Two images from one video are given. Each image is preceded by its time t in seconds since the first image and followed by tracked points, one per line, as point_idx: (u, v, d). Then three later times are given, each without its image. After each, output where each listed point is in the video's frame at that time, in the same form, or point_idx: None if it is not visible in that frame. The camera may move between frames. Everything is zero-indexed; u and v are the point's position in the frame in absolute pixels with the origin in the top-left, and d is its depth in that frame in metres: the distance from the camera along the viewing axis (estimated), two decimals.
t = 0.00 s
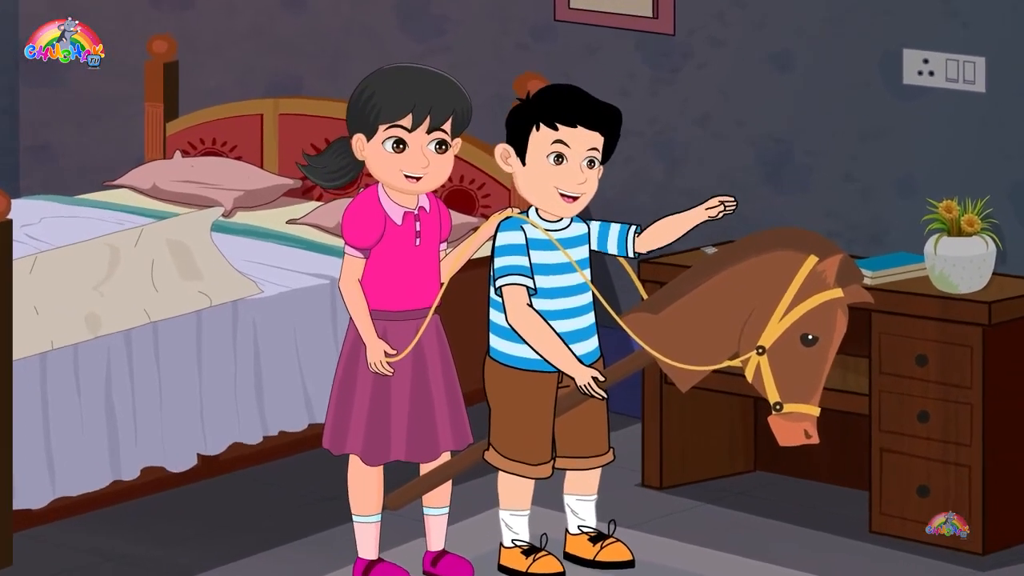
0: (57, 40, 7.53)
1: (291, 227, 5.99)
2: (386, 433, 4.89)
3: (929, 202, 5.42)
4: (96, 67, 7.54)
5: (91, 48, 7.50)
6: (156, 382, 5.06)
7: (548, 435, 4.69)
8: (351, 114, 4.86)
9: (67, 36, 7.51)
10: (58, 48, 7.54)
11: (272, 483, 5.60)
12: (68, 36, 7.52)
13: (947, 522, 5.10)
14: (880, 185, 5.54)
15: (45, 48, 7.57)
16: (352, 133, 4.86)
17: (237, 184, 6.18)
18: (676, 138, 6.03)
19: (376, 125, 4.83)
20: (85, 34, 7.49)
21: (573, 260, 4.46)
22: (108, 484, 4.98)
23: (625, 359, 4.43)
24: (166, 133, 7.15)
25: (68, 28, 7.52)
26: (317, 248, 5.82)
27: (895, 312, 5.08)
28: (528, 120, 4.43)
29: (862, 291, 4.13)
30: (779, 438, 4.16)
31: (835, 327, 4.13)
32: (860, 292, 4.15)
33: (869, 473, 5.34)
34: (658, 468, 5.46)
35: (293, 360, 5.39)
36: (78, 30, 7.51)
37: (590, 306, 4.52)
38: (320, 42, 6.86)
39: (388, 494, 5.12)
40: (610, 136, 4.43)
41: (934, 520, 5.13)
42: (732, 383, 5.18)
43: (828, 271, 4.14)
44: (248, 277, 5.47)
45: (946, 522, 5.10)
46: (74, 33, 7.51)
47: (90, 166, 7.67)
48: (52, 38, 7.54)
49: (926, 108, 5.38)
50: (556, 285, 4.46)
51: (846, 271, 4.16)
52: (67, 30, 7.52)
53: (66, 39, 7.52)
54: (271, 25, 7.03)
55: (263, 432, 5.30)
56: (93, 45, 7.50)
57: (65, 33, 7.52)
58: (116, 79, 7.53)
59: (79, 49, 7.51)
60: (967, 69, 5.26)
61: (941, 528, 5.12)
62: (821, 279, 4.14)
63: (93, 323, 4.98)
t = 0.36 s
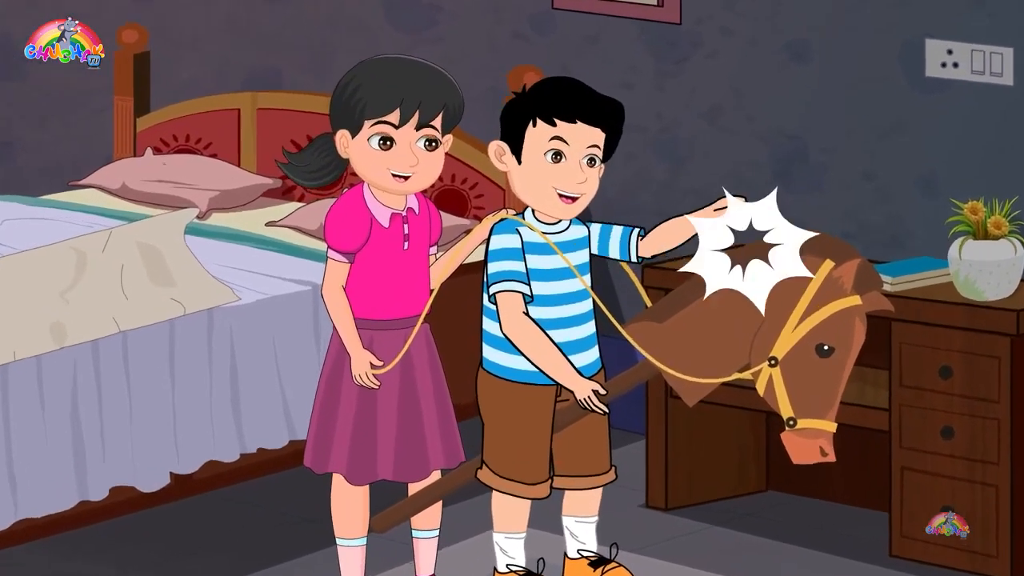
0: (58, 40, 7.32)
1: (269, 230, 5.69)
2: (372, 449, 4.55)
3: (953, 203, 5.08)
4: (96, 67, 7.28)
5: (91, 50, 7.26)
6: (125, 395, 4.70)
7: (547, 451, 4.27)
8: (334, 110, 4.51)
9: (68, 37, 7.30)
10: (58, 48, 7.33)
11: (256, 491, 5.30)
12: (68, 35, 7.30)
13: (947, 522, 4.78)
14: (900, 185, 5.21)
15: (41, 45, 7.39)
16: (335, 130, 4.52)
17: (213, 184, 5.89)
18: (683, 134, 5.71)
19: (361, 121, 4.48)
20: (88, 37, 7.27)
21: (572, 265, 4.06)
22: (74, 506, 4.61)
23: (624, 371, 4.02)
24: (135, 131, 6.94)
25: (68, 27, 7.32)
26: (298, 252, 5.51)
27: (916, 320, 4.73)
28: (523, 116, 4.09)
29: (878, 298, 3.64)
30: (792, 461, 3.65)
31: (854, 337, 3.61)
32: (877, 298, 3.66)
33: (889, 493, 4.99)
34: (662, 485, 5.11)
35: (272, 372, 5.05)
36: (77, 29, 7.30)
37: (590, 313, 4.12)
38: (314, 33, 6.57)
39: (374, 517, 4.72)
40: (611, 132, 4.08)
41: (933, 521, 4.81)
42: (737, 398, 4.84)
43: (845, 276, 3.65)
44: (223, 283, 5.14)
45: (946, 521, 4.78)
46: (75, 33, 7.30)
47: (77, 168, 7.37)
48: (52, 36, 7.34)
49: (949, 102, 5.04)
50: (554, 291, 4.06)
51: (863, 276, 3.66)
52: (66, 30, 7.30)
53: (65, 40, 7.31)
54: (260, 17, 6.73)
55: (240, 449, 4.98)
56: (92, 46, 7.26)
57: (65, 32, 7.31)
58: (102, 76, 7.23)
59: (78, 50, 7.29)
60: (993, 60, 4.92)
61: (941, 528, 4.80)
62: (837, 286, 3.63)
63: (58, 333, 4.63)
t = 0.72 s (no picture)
0: (59, 40, 6.76)
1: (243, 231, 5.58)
2: (355, 471, 4.16)
3: (980, 204, 4.72)
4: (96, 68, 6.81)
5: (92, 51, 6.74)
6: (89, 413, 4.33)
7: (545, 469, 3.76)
8: (309, 105, 4.08)
9: (69, 37, 6.73)
10: (59, 48, 6.77)
11: (236, 512, 4.97)
12: (68, 34, 6.73)
13: (947, 523, 4.44)
14: (922, 185, 4.87)
15: (41, 45, 6.83)
16: (314, 130, 4.09)
17: (184, 183, 5.83)
18: (692, 130, 5.41)
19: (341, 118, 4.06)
20: (88, 38, 6.73)
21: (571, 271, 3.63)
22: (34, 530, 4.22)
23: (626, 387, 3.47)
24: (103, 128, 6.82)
25: (70, 25, 6.74)
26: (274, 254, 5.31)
27: (945, 331, 4.36)
28: (506, 113, 3.67)
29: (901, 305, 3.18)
30: (809, 483, 3.23)
31: (875, 350, 3.17)
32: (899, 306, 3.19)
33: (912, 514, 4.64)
34: (669, 506, 4.77)
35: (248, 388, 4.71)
36: (79, 29, 6.73)
37: (590, 323, 3.69)
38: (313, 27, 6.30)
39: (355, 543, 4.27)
40: (602, 119, 3.67)
41: (933, 520, 4.46)
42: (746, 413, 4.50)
43: (866, 284, 3.17)
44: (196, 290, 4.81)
45: (948, 521, 4.44)
46: (76, 33, 6.73)
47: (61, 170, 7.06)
48: (52, 36, 6.78)
49: (975, 96, 4.69)
50: (552, 299, 3.64)
51: (884, 282, 3.19)
52: (66, 29, 6.73)
53: (66, 40, 6.74)
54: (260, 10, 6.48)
55: (215, 469, 4.64)
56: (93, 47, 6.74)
57: (67, 32, 6.74)
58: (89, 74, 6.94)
59: (81, 51, 6.75)
60: None
61: (941, 528, 4.45)
62: (855, 295, 3.17)
63: (18, 345, 4.26)
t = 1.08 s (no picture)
0: (56, 40, 6.41)
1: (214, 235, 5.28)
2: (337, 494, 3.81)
3: (1013, 206, 4.39)
4: (96, 68, 6.54)
5: (89, 50, 6.44)
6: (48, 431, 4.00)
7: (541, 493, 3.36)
8: (291, 95, 3.70)
9: (66, 37, 6.41)
10: (56, 47, 6.42)
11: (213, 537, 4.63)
12: (68, 35, 6.41)
13: (946, 522, 4.07)
14: (950, 184, 4.53)
15: (38, 45, 6.46)
16: (293, 120, 3.71)
17: (151, 183, 5.56)
18: (700, 125, 5.07)
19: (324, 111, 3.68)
20: (84, 37, 6.42)
21: (571, 278, 3.27)
22: None
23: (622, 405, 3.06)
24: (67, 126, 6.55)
25: (66, 26, 6.41)
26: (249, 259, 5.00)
27: (973, 341, 3.98)
28: (511, 102, 3.32)
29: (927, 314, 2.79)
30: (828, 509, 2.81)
31: (898, 363, 2.77)
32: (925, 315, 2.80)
33: (926, 529, 4.31)
34: (675, 529, 4.42)
35: (220, 403, 4.37)
36: (77, 30, 6.41)
37: (591, 335, 3.33)
38: (297, 16, 5.96)
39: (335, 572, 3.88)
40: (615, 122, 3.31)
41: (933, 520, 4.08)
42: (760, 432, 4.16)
43: (890, 291, 2.77)
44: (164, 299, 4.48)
45: (949, 521, 4.06)
46: (73, 34, 6.41)
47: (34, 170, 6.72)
48: (48, 36, 6.43)
49: (1007, 88, 4.37)
50: (549, 308, 3.28)
51: (909, 289, 2.79)
52: (66, 28, 6.40)
53: (64, 40, 6.41)
54: None
55: (184, 493, 4.30)
56: (91, 47, 6.44)
57: (63, 32, 6.41)
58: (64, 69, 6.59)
59: (78, 51, 6.43)
60: None
61: (941, 528, 4.07)
62: (878, 304, 2.77)
63: None
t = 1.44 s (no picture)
0: (59, 39, 6.18)
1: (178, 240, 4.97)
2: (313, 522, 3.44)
3: None
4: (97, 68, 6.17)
5: (91, 49, 6.16)
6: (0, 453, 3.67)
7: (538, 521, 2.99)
8: (265, 87, 3.34)
9: (69, 36, 6.17)
10: (61, 47, 6.18)
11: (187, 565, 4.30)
12: (68, 34, 6.17)
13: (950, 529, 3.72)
14: (982, 183, 4.21)
15: (43, 44, 6.24)
16: (266, 113, 3.35)
17: (112, 184, 5.27)
18: (709, 119, 4.74)
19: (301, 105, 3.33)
20: (86, 37, 6.16)
21: (569, 285, 2.91)
22: None
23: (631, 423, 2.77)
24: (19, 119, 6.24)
25: (68, 26, 6.19)
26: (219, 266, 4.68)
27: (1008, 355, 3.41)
28: (508, 94, 2.95)
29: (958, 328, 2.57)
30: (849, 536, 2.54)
31: (926, 378, 2.53)
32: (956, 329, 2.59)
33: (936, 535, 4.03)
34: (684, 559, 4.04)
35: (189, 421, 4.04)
36: (78, 30, 6.17)
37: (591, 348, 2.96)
38: (279, 6, 5.63)
39: None
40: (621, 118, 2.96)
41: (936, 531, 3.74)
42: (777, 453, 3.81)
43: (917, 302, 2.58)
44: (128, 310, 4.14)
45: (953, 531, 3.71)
46: (75, 33, 6.16)
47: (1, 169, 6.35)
48: (53, 35, 6.20)
49: None
50: (546, 318, 2.91)
51: (935, 301, 2.59)
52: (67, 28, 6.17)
53: (66, 39, 6.17)
54: None
55: (149, 520, 3.98)
56: (93, 46, 6.16)
57: (66, 32, 6.18)
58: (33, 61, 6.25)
59: (80, 50, 6.17)
60: None
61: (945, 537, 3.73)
62: (905, 316, 2.57)
63: None
